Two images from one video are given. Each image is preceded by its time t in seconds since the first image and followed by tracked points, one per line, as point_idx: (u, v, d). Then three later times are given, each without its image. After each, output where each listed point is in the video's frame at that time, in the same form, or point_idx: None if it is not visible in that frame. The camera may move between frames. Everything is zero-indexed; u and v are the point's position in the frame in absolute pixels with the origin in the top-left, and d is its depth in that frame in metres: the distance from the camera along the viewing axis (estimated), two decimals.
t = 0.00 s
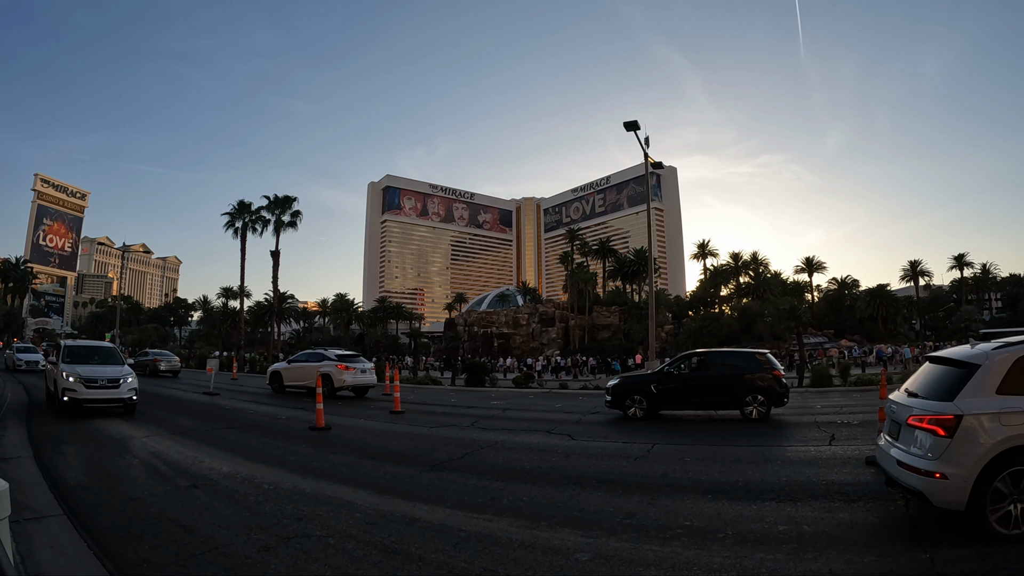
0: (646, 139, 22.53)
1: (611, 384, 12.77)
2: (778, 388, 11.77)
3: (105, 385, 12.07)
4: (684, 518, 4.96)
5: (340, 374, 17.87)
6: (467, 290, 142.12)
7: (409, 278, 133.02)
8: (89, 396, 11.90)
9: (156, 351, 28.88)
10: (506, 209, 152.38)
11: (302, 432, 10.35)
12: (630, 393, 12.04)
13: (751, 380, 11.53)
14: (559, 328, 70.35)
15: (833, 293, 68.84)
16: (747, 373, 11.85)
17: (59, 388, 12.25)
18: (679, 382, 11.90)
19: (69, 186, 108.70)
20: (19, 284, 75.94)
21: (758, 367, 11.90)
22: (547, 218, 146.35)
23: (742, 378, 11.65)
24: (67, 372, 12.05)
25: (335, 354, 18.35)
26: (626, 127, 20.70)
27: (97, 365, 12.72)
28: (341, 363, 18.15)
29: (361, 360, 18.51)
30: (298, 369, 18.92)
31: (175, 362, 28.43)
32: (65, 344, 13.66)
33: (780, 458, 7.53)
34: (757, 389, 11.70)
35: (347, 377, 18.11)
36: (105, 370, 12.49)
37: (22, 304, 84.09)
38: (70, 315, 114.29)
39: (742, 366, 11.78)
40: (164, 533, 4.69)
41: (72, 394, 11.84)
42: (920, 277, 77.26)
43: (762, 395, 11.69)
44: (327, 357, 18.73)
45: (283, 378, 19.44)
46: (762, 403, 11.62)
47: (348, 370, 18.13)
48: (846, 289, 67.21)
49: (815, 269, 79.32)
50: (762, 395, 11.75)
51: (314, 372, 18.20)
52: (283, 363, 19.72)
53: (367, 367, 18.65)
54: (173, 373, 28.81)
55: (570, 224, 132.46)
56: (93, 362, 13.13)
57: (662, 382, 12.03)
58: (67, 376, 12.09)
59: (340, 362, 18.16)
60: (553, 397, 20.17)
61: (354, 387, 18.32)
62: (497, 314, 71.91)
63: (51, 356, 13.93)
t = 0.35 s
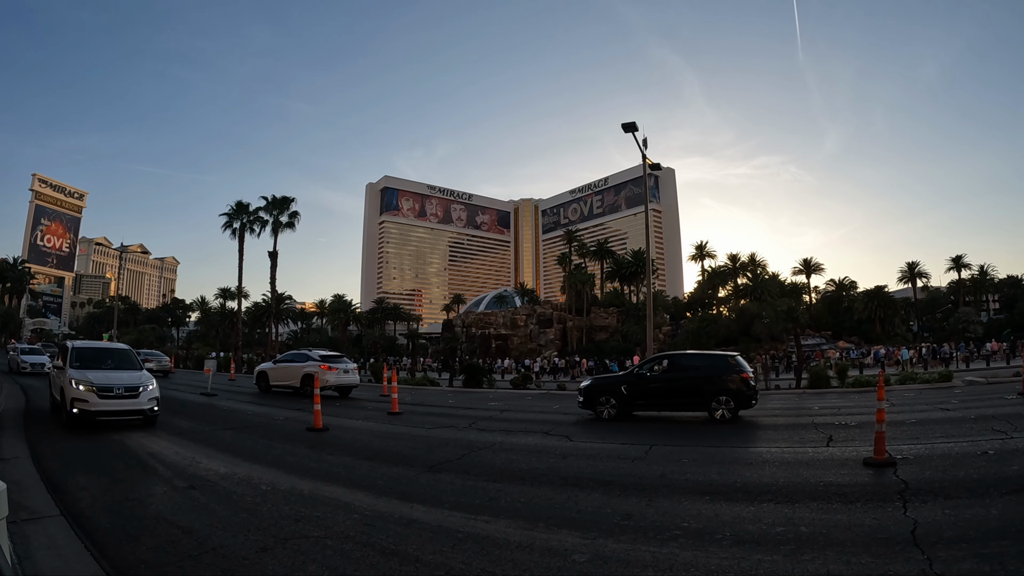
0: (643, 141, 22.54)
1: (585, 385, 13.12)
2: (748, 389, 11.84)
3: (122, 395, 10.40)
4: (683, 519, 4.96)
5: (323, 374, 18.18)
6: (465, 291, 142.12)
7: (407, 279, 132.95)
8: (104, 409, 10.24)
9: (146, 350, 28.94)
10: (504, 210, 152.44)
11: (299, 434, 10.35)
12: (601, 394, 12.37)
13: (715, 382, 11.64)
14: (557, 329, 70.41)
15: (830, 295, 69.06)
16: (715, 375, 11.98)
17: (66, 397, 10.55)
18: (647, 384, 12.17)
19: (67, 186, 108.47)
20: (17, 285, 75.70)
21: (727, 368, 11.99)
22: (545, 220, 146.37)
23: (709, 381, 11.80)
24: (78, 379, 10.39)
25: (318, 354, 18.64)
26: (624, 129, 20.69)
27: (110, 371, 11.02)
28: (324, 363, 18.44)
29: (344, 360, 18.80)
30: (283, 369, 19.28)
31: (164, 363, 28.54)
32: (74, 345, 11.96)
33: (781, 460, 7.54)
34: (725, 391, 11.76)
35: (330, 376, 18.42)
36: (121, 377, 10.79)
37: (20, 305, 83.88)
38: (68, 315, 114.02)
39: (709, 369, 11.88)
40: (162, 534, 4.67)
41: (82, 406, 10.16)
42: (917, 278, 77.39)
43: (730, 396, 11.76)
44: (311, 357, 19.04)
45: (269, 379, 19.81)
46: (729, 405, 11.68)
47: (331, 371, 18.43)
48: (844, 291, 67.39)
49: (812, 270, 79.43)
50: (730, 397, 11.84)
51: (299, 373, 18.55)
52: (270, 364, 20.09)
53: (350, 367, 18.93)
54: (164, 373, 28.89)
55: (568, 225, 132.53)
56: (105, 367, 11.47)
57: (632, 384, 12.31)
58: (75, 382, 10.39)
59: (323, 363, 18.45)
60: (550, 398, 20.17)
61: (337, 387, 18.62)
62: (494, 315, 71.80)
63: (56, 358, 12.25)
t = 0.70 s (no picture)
0: (641, 142, 22.58)
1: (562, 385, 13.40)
2: (717, 392, 11.93)
3: (148, 407, 8.66)
4: (681, 520, 4.96)
5: (307, 373, 18.57)
6: (463, 292, 142.10)
7: (405, 280, 132.85)
8: (127, 425, 8.48)
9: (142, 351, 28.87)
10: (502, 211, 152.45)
11: (296, 434, 10.35)
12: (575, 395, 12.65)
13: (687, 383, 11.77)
14: (555, 330, 70.49)
15: (828, 295, 69.31)
16: (687, 377, 12.11)
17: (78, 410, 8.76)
18: (618, 385, 12.44)
19: (64, 186, 108.18)
20: (14, 285, 75.35)
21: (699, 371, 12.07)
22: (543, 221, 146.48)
23: (679, 382, 11.93)
24: (93, 389, 8.63)
25: (302, 354, 19.03)
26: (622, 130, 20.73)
27: (131, 378, 9.26)
28: (308, 362, 18.85)
29: (328, 360, 19.20)
30: (267, 370, 19.64)
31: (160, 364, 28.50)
32: (84, 345, 10.15)
33: (779, 460, 7.57)
34: (696, 392, 11.87)
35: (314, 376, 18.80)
36: (145, 386, 9.02)
37: (17, 305, 83.56)
38: (65, 316, 113.70)
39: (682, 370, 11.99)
40: (157, 535, 4.65)
41: (100, 422, 8.39)
42: (916, 280, 77.53)
43: (700, 399, 11.84)
44: (296, 358, 19.42)
45: (255, 378, 20.10)
46: (698, 406, 11.77)
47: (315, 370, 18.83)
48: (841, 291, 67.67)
49: (811, 272, 79.55)
50: (700, 399, 11.91)
51: (283, 373, 18.91)
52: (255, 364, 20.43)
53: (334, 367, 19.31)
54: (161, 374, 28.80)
55: (566, 226, 132.55)
56: (123, 374, 9.66)
57: (604, 385, 12.56)
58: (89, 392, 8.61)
59: (307, 363, 18.83)
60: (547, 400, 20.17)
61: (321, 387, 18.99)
62: (492, 316, 71.67)
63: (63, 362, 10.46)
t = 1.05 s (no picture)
0: (637, 144, 22.63)
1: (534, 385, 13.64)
2: (684, 395, 12.13)
3: (189, 427, 6.75)
4: (676, 522, 4.97)
5: (289, 374, 18.52)
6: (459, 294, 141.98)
7: (401, 281, 132.67)
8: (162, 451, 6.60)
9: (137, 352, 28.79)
10: (499, 212, 152.48)
11: (293, 435, 10.33)
12: (546, 396, 12.94)
13: (655, 386, 11.99)
14: (551, 331, 70.55)
15: (824, 297, 69.63)
16: (658, 380, 12.35)
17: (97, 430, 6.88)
18: (589, 386, 12.69)
19: (60, 186, 107.92)
20: (10, 285, 75.11)
21: (668, 373, 12.29)
22: (539, 222, 146.54)
23: (647, 385, 12.17)
24: (117, 403, 6.78)
25: (285, 354, 18.98)
26: (619, 132, 20.77)
27: (161, 390, 7.37)
28: (290, 363, 18.80)
29: (311, 360, 19.16)
30: (250, 370, 19.60)
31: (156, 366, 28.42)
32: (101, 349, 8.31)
33: (775, 462, 7.58)
34: (664, 395, 12.09)
35: (296, 377, 18.75)
36: (182, 400, 7.15)
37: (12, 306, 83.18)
38: (60, 316, 113.35)
39: (650, 373, 12.22)
40: (153, 537, 4.61)
41: (127, 447, 6.52)
42: (911, 282, 77.90)
43: (667, 400, 12.07)
44: (279, 358, 19.39)
45: (239, 379, 20.10)
46: (665, 408, 11.99)
47: (297, 371, 18.79)
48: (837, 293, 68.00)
49: (807, 273, 79.87)
50: (668, 401, 12.13)
51: (265, 373, 18.88)
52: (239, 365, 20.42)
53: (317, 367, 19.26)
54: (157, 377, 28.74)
55: (562, 227, 132.73)
56: (149, 384, 7.76)
57: (575, 386, 12.83)
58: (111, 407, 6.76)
59: (289, 363, 18.77)
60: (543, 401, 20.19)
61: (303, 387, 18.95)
62: (488, 317, 71.76)
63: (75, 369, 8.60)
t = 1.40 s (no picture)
0: (634, 145, 22.67)
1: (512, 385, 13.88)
2: (654, 396, 12.27)
3: (267, 457, 5.04)
4: (674, 523, 4.97)
5: (273, 374, 18.52)
6: (455, 295, 141.90)
7: (399, 282, 132.54)
8: (235, 490, 4.89)
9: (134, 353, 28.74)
10: (497, 213, 152.48)
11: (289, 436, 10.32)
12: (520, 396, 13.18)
13: (626, 387, 12.17)
14: (548, 333, 70.60)
15: (821, 299, 69.90)
16: (628, 381, 12.56)
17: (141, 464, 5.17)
18: (562, 387, 12.91)
19: (57, 187, 107.60)
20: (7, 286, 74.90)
21: (639, 375, 12.45)
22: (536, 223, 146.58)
23: (618, 385, 12.36)
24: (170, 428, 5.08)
25: (270, 355, 18.99)
26: (615, 133, 20.81)
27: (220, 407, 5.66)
28: (275, 363, 18.81)
29: (296, 361, 19.15)
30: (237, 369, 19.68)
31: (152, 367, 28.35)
32: (135, 356, 6.64)
33: (771, 463, 7.59)
34: (634, 396, 12.25)
35: (280, 377, 18.73)
36: (253, 420, 5.43)
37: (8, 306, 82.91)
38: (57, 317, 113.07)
39: (621, 374, 12.41)
40: (149, 539, 4.58)
41: (187, 488, 4.79)
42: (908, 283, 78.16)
43: (637, 401, 12.23)
44: (264, 358, 19.40)
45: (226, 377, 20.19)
46: (636, 409, 12.14)
47: (281, 371, 18.79)
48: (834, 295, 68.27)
49: (803, 275, 80.08)
50: (639, 402, 12.28)
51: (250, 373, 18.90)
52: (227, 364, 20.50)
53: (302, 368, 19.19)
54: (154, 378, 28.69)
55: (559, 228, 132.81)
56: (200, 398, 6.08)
57: (548, 387, 13.06)
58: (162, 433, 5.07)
59: (274, 363, 18.77)
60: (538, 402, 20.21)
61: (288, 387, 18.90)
62: (486, 319, 71.85)
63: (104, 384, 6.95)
